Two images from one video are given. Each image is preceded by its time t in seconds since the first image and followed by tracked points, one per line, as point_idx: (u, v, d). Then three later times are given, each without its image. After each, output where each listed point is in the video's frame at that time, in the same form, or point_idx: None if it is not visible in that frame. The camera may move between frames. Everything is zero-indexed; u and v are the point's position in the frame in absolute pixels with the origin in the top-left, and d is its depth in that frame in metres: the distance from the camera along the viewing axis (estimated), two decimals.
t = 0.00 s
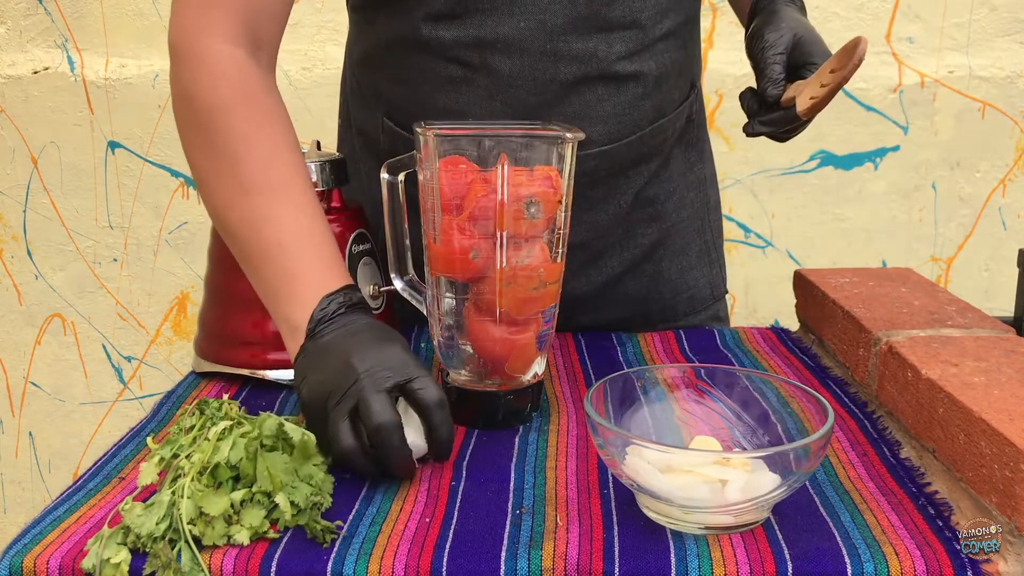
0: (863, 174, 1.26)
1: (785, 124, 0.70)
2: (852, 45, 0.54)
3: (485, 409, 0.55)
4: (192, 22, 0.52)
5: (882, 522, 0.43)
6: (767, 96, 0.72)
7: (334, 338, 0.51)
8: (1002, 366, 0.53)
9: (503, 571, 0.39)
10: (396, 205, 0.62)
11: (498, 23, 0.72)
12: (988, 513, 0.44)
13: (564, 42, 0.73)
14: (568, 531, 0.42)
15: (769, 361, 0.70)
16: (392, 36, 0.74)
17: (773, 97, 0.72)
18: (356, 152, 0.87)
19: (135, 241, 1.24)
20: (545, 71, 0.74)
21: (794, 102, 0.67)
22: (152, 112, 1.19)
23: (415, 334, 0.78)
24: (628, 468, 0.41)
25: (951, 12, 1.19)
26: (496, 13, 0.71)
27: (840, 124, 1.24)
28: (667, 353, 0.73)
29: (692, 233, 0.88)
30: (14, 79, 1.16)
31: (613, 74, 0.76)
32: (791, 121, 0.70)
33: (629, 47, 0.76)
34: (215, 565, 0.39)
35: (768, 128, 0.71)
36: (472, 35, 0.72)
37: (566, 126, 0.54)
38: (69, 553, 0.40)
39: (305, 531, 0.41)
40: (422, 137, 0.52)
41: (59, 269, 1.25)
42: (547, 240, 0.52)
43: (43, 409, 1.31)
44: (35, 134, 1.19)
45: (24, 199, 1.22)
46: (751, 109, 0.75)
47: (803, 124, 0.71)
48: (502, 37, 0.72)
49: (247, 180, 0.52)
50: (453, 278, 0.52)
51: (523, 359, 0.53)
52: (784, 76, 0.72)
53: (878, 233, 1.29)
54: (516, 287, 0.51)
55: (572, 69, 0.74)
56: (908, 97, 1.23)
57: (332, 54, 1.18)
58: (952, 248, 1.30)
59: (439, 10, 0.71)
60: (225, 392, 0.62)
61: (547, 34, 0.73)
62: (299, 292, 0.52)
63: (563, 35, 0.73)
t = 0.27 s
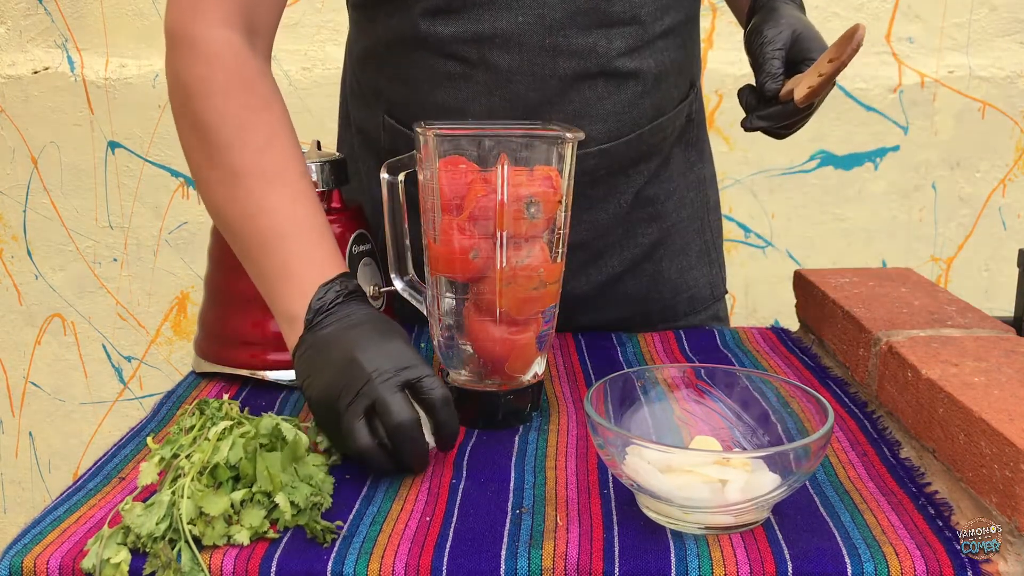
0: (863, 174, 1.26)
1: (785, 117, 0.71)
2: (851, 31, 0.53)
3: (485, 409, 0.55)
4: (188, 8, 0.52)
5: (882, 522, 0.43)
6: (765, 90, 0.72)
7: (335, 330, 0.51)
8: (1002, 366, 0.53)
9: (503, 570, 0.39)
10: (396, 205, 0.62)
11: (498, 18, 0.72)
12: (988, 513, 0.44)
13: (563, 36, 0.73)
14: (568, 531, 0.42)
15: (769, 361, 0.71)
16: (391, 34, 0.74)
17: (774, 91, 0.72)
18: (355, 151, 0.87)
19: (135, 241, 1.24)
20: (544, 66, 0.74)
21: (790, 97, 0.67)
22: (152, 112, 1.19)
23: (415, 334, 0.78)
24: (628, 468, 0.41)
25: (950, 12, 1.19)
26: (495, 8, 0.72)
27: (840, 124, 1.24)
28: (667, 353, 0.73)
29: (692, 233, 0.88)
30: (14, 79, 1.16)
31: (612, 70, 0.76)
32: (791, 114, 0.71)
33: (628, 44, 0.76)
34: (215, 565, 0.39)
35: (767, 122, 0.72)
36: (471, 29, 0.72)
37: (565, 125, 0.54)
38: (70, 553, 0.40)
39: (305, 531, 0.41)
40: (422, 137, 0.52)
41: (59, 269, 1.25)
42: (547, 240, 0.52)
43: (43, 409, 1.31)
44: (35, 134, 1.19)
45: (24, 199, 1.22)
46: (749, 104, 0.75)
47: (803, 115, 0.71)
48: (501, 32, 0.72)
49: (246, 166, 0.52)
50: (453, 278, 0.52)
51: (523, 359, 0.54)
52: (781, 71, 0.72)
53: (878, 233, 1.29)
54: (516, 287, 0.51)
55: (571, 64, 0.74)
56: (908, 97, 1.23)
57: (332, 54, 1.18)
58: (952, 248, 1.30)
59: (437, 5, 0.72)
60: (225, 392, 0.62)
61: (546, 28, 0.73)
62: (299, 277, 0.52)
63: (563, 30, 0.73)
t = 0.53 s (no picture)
0: (863, 175, 1.26)
1: (758, 124, 0.73)
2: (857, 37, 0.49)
3: (485, 409, 0.55)
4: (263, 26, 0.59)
5: (882, 522, 0.43)
6: (745, 92, 0.71)
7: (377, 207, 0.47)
8: (1002, 366, 0.53)
9: (503, 571, 0.39)
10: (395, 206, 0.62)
11: (498, 14, 0.72)
12: (988, 513, 0.44)
13: (564, 33, 0.74)
14: (568, 531, 0.42)
15: (769, 361, 0.70)
16: (393, 34, 0.75)
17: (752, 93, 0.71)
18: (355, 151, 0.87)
19: (135, 241, 1.24)
20: (544, 62, 0.74)
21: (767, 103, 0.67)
22: (152, 112, 1.19)
23: (415, 333, 0.78)
24: (628, 468, 0.41)
25: (951, 12, 1.19)
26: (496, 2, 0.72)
27: (840, 124, 1.24)
28: (667, 353, 0.73)
29: (695, 238, 0.87)
30: (14, 79, 1.16)
31: (616, 73, 0.76)
32: (762, 123, 0.72)
33: (632, 46, 0.76)
34: (215, 566, 0.39)
35: (740, 125, 0.73)
36: (471, 24, 0.73)
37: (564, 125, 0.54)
38: (69, 553, 0.40)
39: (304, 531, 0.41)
40: (421, 137, 0.52)
41: (59, 269, 1.25)
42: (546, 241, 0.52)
43: (43, 409, 1.31)
44: (34, 134, 1.19)
45: (23, 199, 1.22)
46: (728, 102, 0.74)
47: (773, 129, 0.73)
48: (501, 27, 0.73)
49: (289, 109, 0.56)
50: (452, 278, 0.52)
51: (523, 360, 0.54)
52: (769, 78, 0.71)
53: (878, 233, 1.29)
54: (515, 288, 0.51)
55: (572, 62, 0.75)
56: (908, 97, 1.23)
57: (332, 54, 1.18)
58: (952, 249, 1.30)
59: None
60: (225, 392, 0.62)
61: (548, 24, 0.73)
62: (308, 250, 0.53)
63: (565, 27, 0.73)
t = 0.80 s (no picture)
0: (863, 174, 1.26)
1: (755, 122, 0.72)
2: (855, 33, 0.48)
3: (485, 409, 0.55)
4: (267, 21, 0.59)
5: (882, 522, 0.43)
6: (744, 90, 0.71)
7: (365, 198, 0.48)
8: (1002, 366, 0.53)
9: (503, 571, 0.39)
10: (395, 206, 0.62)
11: (499, 10, 0.72)
12: (988, 513, 0.44)
13: (565, 30, 0.74)
14: (568, 531, 0.42)
15: (769, 361, 0.70)
16: (396, 34, 0.76)
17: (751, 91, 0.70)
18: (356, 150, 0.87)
19: (135, 241, 1.24)
20: (546, 59, 0.74)
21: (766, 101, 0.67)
22: (152, 112, 1.19)
23: (415, 333, 0.78)
24: (628, 468, 0.41)
25: (951, 12, 1.19)
26: None
27: (840, 124, 1.24)
28: (667, 353, 0.73)
29: (695, 237, 0.87)
30: (14, 79, 1.16)
31: (617, 71, 0.76)
32: (760, 121, 0.72)
33: (633, 44, 0.76)
34: (215, 566, 0.39)
35: (738, 122, 0.73)
36: (471, 21, 0.73)
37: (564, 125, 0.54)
38: (69, 553, 0.40)
39: (304, 532, 0.41)
40: (421, 136, 0.52)
41: (59, 269, 1.25)
42: (547, 240, 0.52)
43: (43, 409, 1.31)
44: (34, 134, 1.19)
45: (23, 199, 1.22)
46: (725, 98, 0.74)
47: (771, 127, 0.73)
48: (502, 24, 0.73)
49: (290, 105, 0.56)
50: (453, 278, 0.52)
51: (524, 359, 0.54)
52: (768, 76, 0.71)
53: (878, 233, 1.29)
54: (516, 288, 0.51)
55: (573, 59, 0.75)
56: (908, 97, 1.23)
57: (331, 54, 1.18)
58: (952, 249, 1.30)
59: None
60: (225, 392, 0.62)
61: (550, 21, 0.73)
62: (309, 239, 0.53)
63: (566, 25, 0.73)
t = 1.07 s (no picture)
0: (863, 174, 1.26)
1: (755, 122, 0.72)
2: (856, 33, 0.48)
3: (485, 409, 0.55)
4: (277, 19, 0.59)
5: (882, 522, 0.43)
6: (743, 90, 0.71)
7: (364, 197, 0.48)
8: (1002, 366, 0.53)
9: (503, 571, 0.39)
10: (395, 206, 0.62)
11: (500, 9, 0.72)
12: (988, 513, 0.44)
13: (566, 29, 0.74)
14: (568, 531, 0.42)
15: (769, 361, 0.70)
16: (397, 35, 0.76)
17: (751, 91, 0.70)
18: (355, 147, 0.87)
19: (135, 241, 1.24)
20: (547, 58, 0.74)
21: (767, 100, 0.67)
22: (152, 112, 1.19)
23: (415, 334, 0.78)
24: (628, 468, 0.41)
25: (951, 12, 1.19)
26: None
27: (840, 124, 1.24)
28: (667, 353, 0.73)
29: (695, 238, 0.87)
30: (14, 79, 1.16)
31: (618, 71, 0.76)
32: (760, 121, 0.72)
33: (634, 44, 0.76)
34: (215, 566, 0.39)
35: (737, 122, 0.72)
36: (473, 19, 0.73)
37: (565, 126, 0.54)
38: (69, 553, 0.40)
39: (304, 532, 0.41)
40: (421, 137, 0.52)
41: (59, 269, 1.25)
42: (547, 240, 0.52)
43: (43, 409, 1.31)
44: (34, 134, 1.19)
45: (23, 199, 1.22)
46: (724, 98, 0.74)
47: (770, 127, 0.73)
48: (503, 22, 0.73)
49: (296, 99, 0.56)
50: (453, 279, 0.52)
51: (524, 359, 0.54)
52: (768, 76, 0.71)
53: (878, 233, 1.29)
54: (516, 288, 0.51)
55: (574, 58, 0.75)
56: (907, 97, 1.23)
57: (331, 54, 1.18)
58: (952, 248, 1.30)
59: None
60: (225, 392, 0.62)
61: (551, 20, 0.73)
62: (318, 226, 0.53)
63: (567, 24, 0.74)
